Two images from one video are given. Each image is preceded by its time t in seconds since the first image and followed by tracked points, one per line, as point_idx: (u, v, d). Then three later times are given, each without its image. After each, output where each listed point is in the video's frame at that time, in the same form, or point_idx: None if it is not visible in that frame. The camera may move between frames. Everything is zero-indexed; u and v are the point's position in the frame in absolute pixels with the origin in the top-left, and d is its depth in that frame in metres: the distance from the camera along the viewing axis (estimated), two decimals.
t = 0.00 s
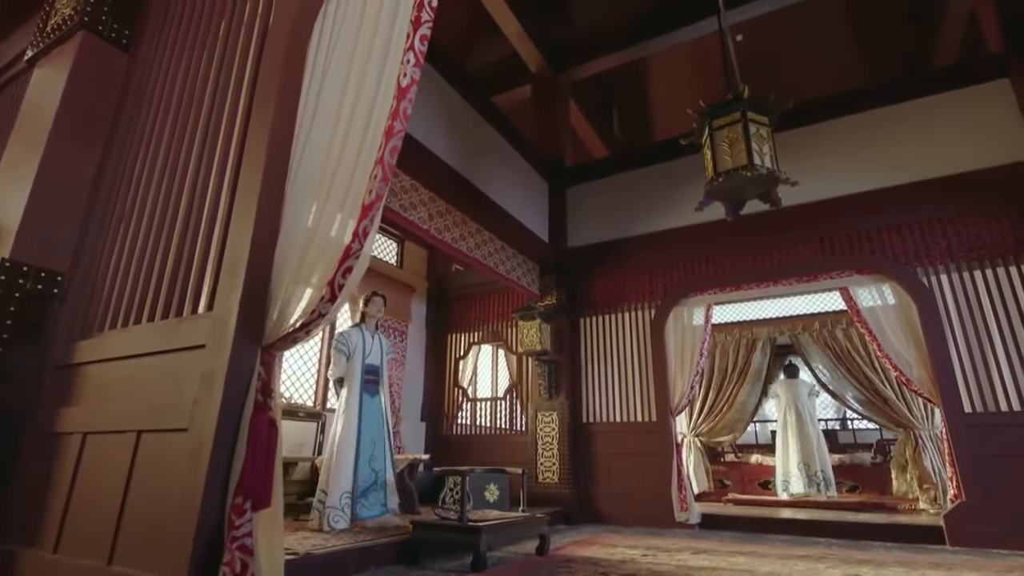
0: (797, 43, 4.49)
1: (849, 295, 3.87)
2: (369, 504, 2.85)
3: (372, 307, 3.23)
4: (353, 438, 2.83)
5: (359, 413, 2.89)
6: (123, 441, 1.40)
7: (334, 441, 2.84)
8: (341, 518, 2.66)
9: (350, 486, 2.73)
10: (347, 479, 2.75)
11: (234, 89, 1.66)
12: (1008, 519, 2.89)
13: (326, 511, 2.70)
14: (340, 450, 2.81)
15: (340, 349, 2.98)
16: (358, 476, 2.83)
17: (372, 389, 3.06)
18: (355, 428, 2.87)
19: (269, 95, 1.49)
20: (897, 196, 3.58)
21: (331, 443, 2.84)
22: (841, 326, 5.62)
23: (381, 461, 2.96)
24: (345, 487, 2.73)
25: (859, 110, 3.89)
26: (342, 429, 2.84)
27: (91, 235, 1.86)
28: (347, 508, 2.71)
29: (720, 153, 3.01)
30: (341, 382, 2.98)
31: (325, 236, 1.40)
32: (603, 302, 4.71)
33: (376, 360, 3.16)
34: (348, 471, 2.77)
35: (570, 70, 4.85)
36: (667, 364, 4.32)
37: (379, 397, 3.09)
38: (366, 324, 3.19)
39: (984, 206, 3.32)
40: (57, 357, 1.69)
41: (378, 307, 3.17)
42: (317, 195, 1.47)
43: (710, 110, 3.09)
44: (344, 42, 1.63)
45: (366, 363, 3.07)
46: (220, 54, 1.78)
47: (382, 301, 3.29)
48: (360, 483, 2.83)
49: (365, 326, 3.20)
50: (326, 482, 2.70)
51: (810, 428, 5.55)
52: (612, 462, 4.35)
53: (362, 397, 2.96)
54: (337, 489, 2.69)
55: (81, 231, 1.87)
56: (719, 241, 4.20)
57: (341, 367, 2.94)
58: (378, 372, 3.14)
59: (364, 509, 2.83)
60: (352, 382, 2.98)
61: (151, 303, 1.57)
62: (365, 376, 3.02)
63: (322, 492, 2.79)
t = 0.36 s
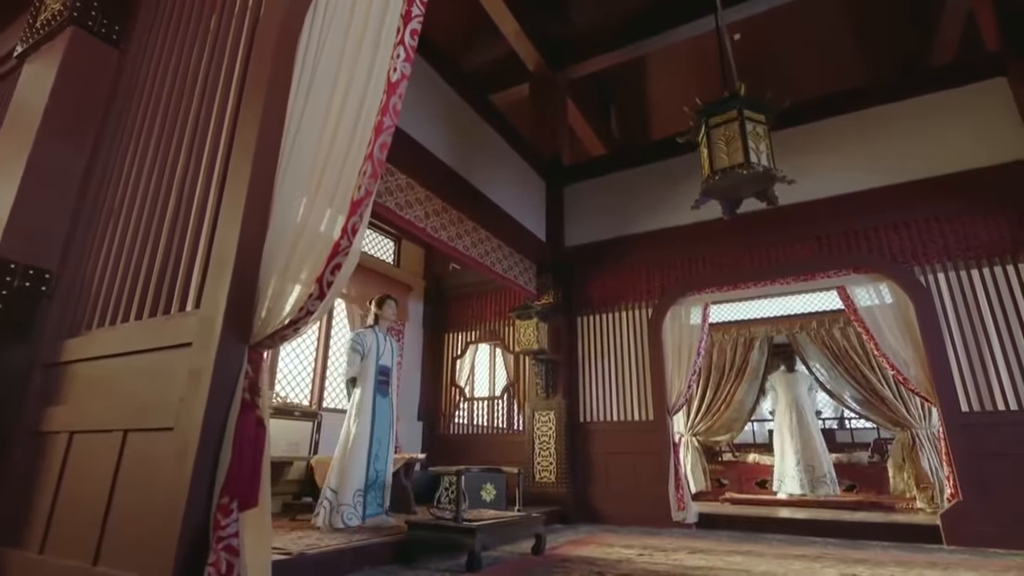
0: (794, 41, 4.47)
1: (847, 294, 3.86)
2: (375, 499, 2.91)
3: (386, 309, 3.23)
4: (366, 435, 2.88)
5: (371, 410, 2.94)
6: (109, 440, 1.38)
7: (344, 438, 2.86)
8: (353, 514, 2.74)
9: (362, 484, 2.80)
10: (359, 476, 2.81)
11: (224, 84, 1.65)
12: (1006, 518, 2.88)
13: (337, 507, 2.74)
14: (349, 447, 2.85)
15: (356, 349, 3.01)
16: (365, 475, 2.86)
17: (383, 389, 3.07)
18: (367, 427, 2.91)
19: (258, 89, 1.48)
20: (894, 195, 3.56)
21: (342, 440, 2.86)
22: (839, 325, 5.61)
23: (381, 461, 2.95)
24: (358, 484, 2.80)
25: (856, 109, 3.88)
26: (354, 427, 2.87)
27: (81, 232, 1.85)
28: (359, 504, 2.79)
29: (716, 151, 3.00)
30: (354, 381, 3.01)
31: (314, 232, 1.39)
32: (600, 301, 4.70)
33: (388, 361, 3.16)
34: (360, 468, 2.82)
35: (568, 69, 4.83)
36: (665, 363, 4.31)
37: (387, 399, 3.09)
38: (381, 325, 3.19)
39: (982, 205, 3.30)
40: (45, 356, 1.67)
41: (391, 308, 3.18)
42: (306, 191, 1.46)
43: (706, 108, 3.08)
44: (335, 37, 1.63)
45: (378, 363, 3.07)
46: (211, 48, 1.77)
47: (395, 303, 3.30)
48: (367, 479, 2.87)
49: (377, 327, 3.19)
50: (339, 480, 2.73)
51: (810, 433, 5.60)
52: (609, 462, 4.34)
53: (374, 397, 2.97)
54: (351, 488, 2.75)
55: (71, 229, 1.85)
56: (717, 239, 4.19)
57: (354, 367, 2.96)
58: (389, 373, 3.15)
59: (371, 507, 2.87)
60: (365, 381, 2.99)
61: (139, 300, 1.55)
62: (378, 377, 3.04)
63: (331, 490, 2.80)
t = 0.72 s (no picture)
0: (793, 40, 4.46)
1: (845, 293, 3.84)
2: (389, 496, 2.99)
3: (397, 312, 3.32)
4: (381, 435, 2.92)
5: (386, 410, 2.98)
6: (97, 439, 1.37)
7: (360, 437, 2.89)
8: (373, 511, 2.83)
9: (381, 482, 2.87)
10: (377, 474, 2.87)
11: (214, 80, 1.63)
12: (1004, 518, 2.87)
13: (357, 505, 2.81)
14: (365, 446, 2.89)
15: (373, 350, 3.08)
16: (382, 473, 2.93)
17: (395, 390, 3.16)
18: (384, 426, 2.98)
19: (248, 84, 1.46)
20: (893, 193, 3.55)
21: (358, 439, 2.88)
22: (837, 324, 5.60)
23: (393, 460, 3.00)
24: (376, 483, 2.86)
25: (855, 107, 3.87)
26: (369, 427, 2.90)
27: (70, 229, 1.83)
28: (377, 501, 2.87)
29: (714, 148, 2.98)
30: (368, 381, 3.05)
31: (303, 228, 1.38)
32: (598, 300, 4.69)
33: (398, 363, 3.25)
34: (377, 466, 2.88)
35: (566, 68, 4.81)
36: (663, 362, 4.29)
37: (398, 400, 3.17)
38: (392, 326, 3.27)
39: (980, 203, 3.29)
40: (34, 355, 1.65)
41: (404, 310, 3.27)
42: (296, 186, 1.44)
43: (704, 105, 3.06)
44: (326, 32, 1.61)
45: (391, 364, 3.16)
46: (201, 44, 1.75)
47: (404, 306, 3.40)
48: (384, 478, 2.94)
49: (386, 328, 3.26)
50: (359, 480, 2.77)
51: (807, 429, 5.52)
52: (606, 461, 4.33)
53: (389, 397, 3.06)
54: (372, 486, 2.82)
55: (60, 227, 1.83)
56: (714, 238, 4.17)
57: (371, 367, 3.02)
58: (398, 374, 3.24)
59: (387, 505, 2.94)
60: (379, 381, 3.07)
61: (127, 298, 1.54)
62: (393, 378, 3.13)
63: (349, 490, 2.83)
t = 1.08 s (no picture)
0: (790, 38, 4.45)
1: (843, 291, 3.82)
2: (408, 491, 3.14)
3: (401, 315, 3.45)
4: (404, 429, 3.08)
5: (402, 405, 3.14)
6: (85, 438, 1.35)
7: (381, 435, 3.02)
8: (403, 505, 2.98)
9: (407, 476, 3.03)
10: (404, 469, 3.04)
11: (204, 74, 1.62)
12: (1003, 516, 2.86)
13: (389, 498, 2.98)
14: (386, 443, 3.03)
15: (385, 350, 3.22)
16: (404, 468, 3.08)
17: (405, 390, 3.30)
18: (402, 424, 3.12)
19: (237, 79, 1.45)
20: (891, 191, 3.53)
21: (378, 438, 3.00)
22: (836, 322, 5.64)
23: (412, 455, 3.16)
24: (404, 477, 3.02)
25: (852, 105, 3.85)
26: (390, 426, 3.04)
27: (60, 226, 1.81)
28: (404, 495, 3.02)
29: (711, 145, 2.97)
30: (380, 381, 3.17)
31: (291, 224, 1.36)
32: (597, 299, 4.68)
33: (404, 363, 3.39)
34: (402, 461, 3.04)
35: (564, 66, 4.79)
36: (661, 361, 4.29)
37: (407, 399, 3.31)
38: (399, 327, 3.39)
39: (978, 200, 3.28)
40: (24, 353, 1.64)
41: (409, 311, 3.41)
42: (285, 182, 1.42)
43: (701, 102, 3.04)
44: (317, 26, 1.60)
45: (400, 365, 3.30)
46: (191, 38, 1.74)
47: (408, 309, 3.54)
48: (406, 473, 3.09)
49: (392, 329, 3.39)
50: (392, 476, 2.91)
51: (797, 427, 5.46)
52: (604, 460, 4.32)
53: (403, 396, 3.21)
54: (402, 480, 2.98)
55: (50, 224, 1.82)
56: (713, 236, 4.16)
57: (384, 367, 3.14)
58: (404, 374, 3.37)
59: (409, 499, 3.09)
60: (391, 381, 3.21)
61: (116, 295, 1.52)
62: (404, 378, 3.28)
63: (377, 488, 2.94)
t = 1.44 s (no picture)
0: (790, 34, 4.43)
1: (842, 289, 3.81)
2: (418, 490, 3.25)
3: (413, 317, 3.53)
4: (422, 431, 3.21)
5: (418, 405, 3.26)
6: (72, 435, 1.34)
7: (400, 434, 3.12)
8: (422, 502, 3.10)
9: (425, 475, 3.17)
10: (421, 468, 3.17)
11: (194, 69, 1.60)
12: (1002, 514, 2.84)
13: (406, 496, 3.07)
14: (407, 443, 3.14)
15: (404, 351, 3.27)
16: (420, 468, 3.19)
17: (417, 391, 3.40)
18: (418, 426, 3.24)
19: (226, 73, 1.43)
20: (890, 188, 3.51)
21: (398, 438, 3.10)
22: (834, 319, 5.76)
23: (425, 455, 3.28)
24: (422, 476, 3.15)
25: (851, 102, 3.83)
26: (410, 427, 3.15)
27: (49, 224, 1.80)
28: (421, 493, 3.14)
29: (709, 142, 2.95)
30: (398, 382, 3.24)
31: (280, 220, 1.35)
32: (595, 297, 4.66)
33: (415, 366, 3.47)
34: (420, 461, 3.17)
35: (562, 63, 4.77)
36: (659, 359, 4.27)
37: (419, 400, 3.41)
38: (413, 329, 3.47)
39: (978, 197, 3.26)
40: (12, 350, 1.62)
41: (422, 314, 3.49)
42: (275, 178, 1.42)
43: (699, 98, 3.01)
44: (307, 22, 1.59)
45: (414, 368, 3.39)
46: (182, 33, 1.72)
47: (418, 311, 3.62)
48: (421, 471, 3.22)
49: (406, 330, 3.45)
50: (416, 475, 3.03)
51: (791, 427, 5.48)
52: (602, 458, 4.31)
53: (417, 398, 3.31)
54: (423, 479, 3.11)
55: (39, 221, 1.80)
56: (711, 234, 4.14)
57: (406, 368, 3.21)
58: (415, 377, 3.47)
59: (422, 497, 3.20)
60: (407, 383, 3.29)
61: (104, 292, 1.51)
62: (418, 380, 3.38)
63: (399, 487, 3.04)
